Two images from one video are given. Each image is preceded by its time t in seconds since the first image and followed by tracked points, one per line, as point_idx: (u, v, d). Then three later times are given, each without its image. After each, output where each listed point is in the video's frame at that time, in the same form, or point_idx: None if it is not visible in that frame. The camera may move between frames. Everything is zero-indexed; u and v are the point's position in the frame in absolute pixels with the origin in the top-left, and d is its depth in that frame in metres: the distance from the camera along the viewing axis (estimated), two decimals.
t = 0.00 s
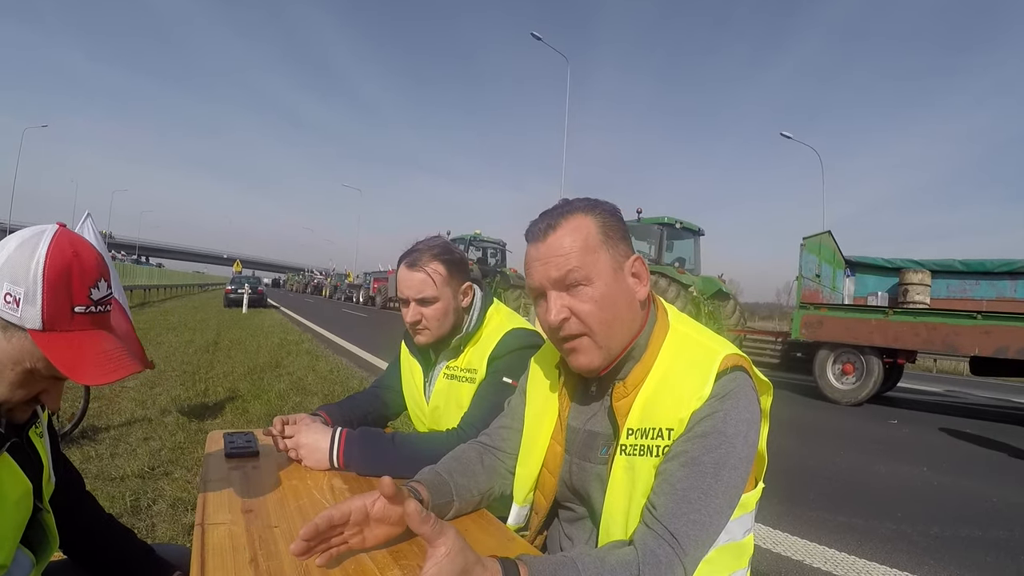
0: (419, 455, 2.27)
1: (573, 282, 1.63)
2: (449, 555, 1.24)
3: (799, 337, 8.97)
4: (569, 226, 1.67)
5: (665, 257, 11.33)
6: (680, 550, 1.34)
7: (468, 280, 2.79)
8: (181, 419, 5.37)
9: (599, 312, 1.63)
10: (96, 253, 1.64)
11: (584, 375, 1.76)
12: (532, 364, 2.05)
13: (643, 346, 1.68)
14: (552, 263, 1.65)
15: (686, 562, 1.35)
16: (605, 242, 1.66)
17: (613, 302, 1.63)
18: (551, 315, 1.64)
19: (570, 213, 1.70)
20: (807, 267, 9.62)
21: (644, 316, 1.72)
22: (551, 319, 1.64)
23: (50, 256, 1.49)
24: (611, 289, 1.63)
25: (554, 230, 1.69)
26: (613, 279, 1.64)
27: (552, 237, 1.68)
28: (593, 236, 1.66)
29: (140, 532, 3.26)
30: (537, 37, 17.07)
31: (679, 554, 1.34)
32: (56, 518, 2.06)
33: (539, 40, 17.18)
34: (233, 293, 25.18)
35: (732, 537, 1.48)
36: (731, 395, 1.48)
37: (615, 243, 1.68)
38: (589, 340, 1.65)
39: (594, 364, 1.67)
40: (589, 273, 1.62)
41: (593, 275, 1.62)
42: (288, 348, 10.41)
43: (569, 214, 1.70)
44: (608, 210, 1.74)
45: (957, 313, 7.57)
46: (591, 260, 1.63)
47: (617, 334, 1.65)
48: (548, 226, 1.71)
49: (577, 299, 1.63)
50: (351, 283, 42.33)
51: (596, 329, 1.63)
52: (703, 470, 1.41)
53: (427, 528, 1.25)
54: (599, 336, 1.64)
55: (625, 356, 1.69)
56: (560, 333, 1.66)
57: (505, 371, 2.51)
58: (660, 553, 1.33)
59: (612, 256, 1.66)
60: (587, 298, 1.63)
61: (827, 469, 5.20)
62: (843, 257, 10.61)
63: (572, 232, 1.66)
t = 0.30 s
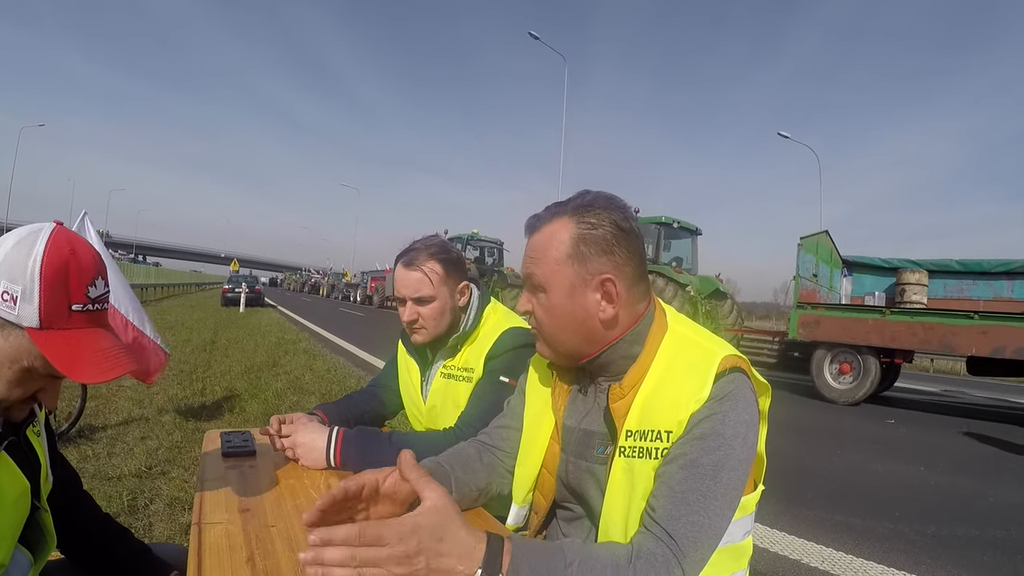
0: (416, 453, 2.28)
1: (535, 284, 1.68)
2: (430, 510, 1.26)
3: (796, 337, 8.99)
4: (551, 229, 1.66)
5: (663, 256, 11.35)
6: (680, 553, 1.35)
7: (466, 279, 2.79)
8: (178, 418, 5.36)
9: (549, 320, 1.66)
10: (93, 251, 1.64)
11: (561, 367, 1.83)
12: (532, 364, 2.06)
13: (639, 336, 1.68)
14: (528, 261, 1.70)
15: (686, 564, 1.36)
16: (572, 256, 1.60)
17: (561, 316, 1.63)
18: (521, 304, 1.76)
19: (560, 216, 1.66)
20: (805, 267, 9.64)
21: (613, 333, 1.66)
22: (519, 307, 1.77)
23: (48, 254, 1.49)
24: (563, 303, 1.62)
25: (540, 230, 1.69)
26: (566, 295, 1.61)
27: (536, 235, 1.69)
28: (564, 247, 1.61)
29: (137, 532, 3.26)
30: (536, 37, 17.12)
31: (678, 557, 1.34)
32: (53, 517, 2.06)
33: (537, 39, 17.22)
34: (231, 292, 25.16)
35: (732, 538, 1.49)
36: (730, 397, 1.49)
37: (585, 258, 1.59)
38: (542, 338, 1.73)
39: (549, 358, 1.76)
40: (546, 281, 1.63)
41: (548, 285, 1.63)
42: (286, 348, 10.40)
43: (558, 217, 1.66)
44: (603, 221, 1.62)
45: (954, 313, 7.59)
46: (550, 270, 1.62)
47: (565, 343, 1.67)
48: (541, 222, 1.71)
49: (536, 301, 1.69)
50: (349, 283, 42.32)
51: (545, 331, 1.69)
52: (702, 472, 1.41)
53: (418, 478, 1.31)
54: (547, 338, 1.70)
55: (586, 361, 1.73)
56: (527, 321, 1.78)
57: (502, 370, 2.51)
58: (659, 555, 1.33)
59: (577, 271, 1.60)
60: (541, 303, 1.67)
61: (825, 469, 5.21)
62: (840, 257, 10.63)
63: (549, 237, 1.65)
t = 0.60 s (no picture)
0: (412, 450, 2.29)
1: (535, 303, 1.66)
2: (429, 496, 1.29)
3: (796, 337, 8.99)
4: (549, 245, 1.63)
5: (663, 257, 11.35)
6: (682, 553, 1.34)
7: (465, 280, 2.80)
8: (178, 420, 5.36)
9: (553, 338, 1.65)
10: (96, 254, 1.64)
11: (561, 377, 1.82)
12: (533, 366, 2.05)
13: (643, 342, 1.67)
14: (526, 278, 1.68)
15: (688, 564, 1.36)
16: (575, 273, 1.58)
17: (567, 334, 1.63)
18: (519, 322, 1.74)
19: (557, 231, 1.64)
20: (804, 267, 9.64)
21: (618, 345, 1.66)
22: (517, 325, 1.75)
23: (49, 257, 1.49)
24: (567, 321, 1.61)
25: (537, 245, 1.66)
26: (571, 313, 1.60)
27: (532, 251, 1.67)
28: (565, 265, 1.59)
29: (137, 534, 3.26)
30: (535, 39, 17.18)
31: (681, 557, 1.34)
32: (54, 519, 2.06)
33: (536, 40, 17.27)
34: (230, 294, 25.16)
35: (735, 539, 1.49)
36: (733, 399, 1.49)
37: (588, 275, 1.58)
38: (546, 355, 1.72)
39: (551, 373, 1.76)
40: (548, 300, 1.62)
41: (551, 304, 1.62)
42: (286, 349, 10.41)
43: (555, 231, 1.64)
44: (599, 236, 1.60)
45: (954, 313, 7.59)
46: (552, 289, 1.60)
47: (570, 360, 1.67)
48: (536, 237, 1.68)
49: (537, 319, 1.67)
50: (349, 284, 42.34)
51: (548, 349, 1.69)
52: (704, 473, 1.41)
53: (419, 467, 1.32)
54: (551, 355, 1.69)
55: (591, 374, 1.73)
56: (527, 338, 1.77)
57: (502, 371, 2.50)
58: (662, 555, 1.33)
59: (580, 289, 1.59)
60: (544, 322, 1.65)
61: (825, 469, 5.21)
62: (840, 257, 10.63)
63: (547, 253, 1.62)
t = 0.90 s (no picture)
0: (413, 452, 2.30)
1: (536, 304, 1.66)
2: (473, 522, 1.19)
3: (794, 338, 9.00)
4: (551, 247, 1.63)
5: (661, 257, 11.36)
6: (679, 555, 1.35)
7: (463, 281, 2.80)
8: (177, 421, 5.35)
9: (552, 340, 1.65)
10: (93, 255, 1.64)
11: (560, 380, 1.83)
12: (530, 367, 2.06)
13: (642, 344, 1.67)
14: (526, 278, 1.68)
15: (685, 566, 1.36)
16: (576, 276, 1.59)
17: (566, 337, 1.63)
18: (517, 323, 1.74)
19: (558, 232, 1.64)
20: (802, 267, 9.66)
21: (615, 349, 1.67)
22: (516, 327, 1.75)
23: (46, 259, 1.49)
24: (567, 324, 1.62)
25: (538, 245, 1.67)
26: (571, 315, 1.61)
27: (535, 251, 1.67)
28: (567, 267, 1.60)
29: (135, 535, 3.25)
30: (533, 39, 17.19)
31: (678, 559, 1.34)
32: (52, 520, 2.06)
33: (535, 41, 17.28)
34: (228, 295, 25.17)
35: (732, 539, 1.50)
36: (730, 401, 1.49)
37: (590, 278, 1.59)
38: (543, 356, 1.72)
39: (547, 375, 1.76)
40: (549, 302, 1.62)
41: (551, 306, 1.62)
42: (284, 350, 10.41)
43: (557, 232, 1.64)
44: (600, 240, 1.60)
45: (952, 313, 7.60)
46: (554, 290, 1.61)
47: (567, 362, 1.67)
48: (537, 238, 1.68)
49: (536, 320, 1.67)
50: (347, 285, 42.34)
51: (546, 351, 1.69)
52: (701, 475, 1.42)
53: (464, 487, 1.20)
54: (549, 358, 1.69)
55: (587, 375, 1.73)
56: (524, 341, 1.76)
57: (500, 372, 2.51)
58: (659, 557, 1.34)
59: (581, 291, 1.60)
60: (543, 323, 1.66)
61: (823, 469, 5.22)
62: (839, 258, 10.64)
63: (549, 255, 1.62)
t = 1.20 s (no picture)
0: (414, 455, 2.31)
1: (583, 285, 1.65)
2: (432, 507, 1.27)
3: (794, 338, 9.00)
4: (583, 227, 1.67)
5: (660, 259, 11.38)
6: (678, 556, 1.35)
7: (465, 283, 2.82)
8: (177, 425, 5.35)
9: (607, 316, 1.66)
10: (90, 260, 1.64)
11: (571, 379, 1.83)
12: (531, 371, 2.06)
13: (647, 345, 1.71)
14: (564, 263, 1.66)
15: (685, 567, 1.36)
16: (616, 247, 1.67)
17: (622, 308, 1.66)
18: (560, 315, 1.66)
19: (584, 213, 1.70)
20: (801, 268, 9.66)
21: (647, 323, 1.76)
22: (559, 321, 1.66)
23: (45, 264, 1.49)
24: (620, 295, 1.66)
25: (567, 230, 1.68)
26: (622, 286, 1.67)
27: (565, 236, 1.68)
28: (606, 240, 1.67)
29: (136, 539, 3.25)
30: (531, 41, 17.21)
31: (677, 560, 1.34)
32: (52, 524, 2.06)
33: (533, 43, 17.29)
34: (228, 298, 25.18)
35: (732, 541, 1.50)
36: (729, 401, 1.49)
37: (626, 248, 1.69)
38: (595, 343, 1.68)
39: (595, 368, 1.69)
40: (600, 277, 1.64)
41: (604, 280, 1.64)
42: (284, 353, 10.41)
43: (582, 214, 1.70)
44: (618, 215, 1.74)
45: (952, 313, 7.61)
46: (602, 264, 1.65)
47: (620, 340, 1.68)
48: (561, 225, 1.70)
49: (586, 302, 1.65)
50: (346, 288, 42.33)
51: (603, 332, 1.66)
52: (700, 476, 1.42)
53: (420, 474, 1.31)
54: (605, 341, 1.67)
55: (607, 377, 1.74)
56: (567, 335, 1.68)
57: (499, 375, 2.52)
58: (658, 558, 1.34)
59: (623, 261, 1.68)
60: (595, 302, 1.65)
61: (823, 470, 5.23)
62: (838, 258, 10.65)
63: (585, 233, 1.66)
